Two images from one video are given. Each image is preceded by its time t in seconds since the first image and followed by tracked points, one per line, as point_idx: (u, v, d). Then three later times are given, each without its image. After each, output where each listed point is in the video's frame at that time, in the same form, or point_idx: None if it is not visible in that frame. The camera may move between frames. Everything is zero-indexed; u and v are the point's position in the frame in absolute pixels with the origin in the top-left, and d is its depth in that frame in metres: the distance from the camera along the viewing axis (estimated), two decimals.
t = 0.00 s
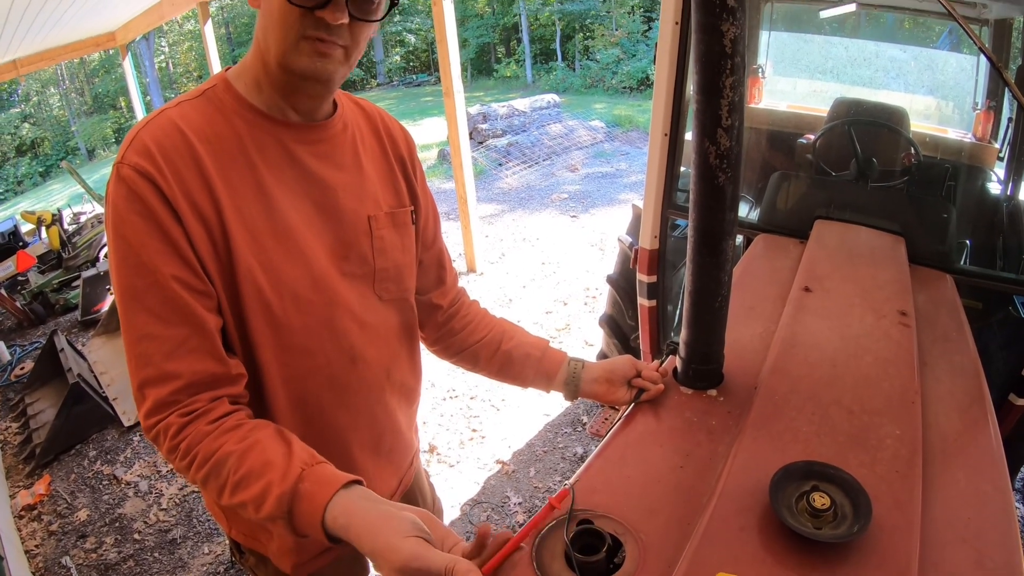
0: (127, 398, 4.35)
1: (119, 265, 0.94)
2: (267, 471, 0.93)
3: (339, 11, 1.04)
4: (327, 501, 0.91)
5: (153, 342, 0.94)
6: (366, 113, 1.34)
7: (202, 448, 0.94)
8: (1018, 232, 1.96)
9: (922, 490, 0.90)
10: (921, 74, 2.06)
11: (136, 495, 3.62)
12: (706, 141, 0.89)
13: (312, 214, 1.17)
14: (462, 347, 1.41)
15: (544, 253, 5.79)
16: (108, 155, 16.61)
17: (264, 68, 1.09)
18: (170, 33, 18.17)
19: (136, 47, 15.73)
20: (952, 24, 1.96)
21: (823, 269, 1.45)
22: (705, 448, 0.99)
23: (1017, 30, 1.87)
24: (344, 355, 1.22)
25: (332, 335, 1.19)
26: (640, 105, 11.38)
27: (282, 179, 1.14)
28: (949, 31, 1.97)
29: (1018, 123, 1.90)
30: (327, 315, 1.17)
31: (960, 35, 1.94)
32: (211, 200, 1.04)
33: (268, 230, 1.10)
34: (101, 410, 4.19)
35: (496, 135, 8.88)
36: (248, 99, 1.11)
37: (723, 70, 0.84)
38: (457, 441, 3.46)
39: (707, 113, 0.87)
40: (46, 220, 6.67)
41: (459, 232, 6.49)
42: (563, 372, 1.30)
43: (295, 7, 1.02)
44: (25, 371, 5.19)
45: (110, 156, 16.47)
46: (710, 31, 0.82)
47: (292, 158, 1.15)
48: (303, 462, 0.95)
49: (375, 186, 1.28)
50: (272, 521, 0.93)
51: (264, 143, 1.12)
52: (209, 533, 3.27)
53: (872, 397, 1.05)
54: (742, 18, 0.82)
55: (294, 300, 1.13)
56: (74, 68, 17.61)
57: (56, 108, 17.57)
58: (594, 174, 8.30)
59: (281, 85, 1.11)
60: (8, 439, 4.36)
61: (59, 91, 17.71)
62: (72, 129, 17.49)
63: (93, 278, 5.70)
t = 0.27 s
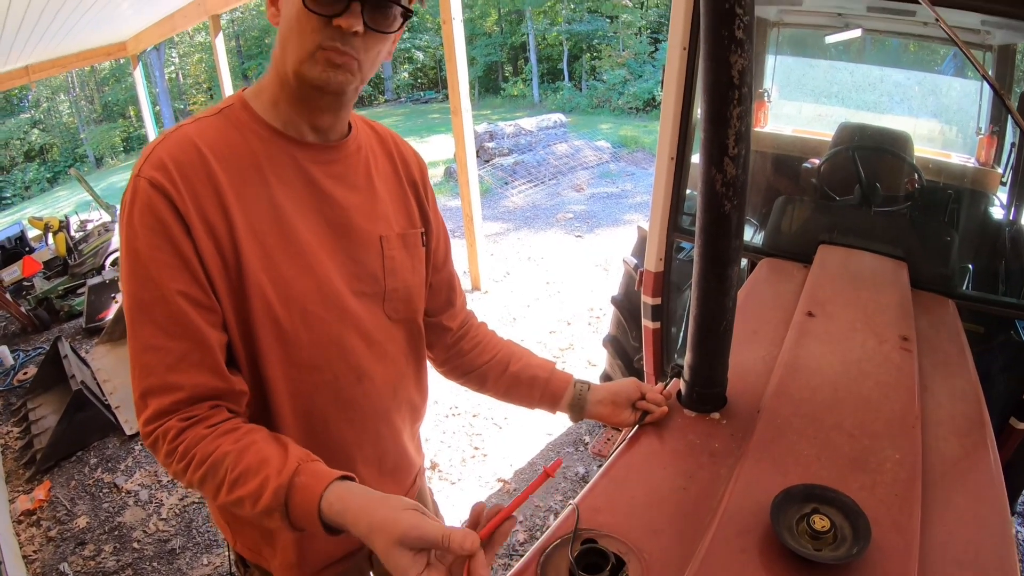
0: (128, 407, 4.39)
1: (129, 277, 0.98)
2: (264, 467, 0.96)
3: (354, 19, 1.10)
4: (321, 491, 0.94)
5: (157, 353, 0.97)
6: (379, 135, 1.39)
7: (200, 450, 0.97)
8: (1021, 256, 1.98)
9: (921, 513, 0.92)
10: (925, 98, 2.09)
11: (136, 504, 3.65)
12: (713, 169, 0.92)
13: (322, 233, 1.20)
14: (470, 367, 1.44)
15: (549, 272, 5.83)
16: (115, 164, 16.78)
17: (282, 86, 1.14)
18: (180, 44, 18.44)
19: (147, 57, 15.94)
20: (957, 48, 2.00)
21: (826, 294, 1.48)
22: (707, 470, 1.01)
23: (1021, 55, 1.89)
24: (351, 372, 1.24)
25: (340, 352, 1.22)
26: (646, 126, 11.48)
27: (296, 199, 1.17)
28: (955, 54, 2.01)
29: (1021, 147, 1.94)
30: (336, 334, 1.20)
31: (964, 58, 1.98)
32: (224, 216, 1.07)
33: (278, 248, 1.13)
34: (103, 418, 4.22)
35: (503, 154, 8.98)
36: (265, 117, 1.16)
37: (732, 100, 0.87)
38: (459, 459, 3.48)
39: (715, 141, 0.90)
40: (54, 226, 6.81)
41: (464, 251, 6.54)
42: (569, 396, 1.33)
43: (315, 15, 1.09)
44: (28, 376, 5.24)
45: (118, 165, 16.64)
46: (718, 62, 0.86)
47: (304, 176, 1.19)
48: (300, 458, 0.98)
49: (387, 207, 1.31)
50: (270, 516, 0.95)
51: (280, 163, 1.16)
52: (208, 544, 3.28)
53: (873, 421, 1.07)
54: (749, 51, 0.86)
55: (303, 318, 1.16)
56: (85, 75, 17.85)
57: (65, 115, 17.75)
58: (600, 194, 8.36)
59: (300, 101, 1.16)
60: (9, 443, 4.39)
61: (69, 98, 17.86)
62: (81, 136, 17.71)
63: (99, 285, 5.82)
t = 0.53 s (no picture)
0: (133, 415, 4.42)
1: (150, 290, 1.01)
2: (322, 443, 1.02)
3: (396, 71, 1.11)
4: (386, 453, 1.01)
5: (185, 356, 1.01)
6: (387, 155, 1.43)
7: (255, 439, 1.01)
8: None
9: (921, 532, 0.94)
10: (930, 118, 2.14)
11: (139, 513, 3.68)
12: (718, 193, 0.95)
13: (332, 250, 1.24)
14: (478, 384, 1.47)
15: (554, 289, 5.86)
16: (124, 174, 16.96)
17: (298, 111, 1.18)
18: (191, 55, 18.69)
19: (158, 68, 16.16)
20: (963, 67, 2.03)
21: (829, 314, 1.51)
22: (710, 488, 1.03)
23: None
24: (361, 387, 1.27)
25: (349, 367, 1.24)
26: (653, 143, 11.55)
27: (307, 216, 1.21)
28: (960, 73, 2.04)
29: None
30: (345, 350, 1.23)
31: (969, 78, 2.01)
32: (238, 233, 1.11)
33: (289, 263, 1.16)
34: (108, 426, 4.26)
35: (510, 170, 9.05)
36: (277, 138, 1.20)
37: (736, 125, 0.90)
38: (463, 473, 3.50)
39: (720, 165, 0.93)
40: (62, 234, 6.86)
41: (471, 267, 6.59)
42: (575, 413, 1.35)
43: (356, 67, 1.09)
44: (34, 382, 5.28)
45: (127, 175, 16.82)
46: (722, 89, 0.89)
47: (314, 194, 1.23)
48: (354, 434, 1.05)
49: (394, 225, 1.35)
50: (334, 488, 0.99)
51: (292, 183, 1.20)
52: (211, 554, 3.30)
53: (873, 440, 1.10)
54: (754, 77, 0.89)
55: (312, 334, 1.19)
56: (97, 85, 18.09)
57: (75, 123, 17.95)
58: (606, 211, 8.40)
59: (316, 127, 1.19)
60: (14, 448, 4.43)
61: (80, 107, 18.05)
62: (91, 145, 17.92)
63: (107, 294, 5.91)
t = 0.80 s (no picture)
0: (137, 419, 4.44)
1: (157, 294, 1.01)
2: (345, 451, 1.02)
3: (396, 86, 1.13)
4: (412, 463, 1.00)
5: (204, 355, 1.00)
6: (387, 159, 1.44)
7: (276, 443, 1.01)
8: None
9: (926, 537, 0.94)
10: (935, 122, 2.13)
11: (142, 517, 3.68)
12: (722, 198, 0.95)
13: (334, 254, 1.24)
14: (482, 388, 1.47)
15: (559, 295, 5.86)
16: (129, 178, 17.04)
17: (299, 116, 1.19)
18: (197, 61, 18.79)
19: (164, 74, 16.24)
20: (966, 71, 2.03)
21: (834, 320, 1.50)
22: (714, 493, 1.03)
23: None
24: (364, 390, 1.28)
25: (351, 370, 1.25)
26: (657, 150, 11.54)
27: (309, 221, 1.22)
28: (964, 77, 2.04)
29: None
30: (348, 352, 1.23)
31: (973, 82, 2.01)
32: (241, 238, 1.12)
33: (292, 267, 1.17)
34: (112, 430, 4.27)
35: (515, 177, 9.06)
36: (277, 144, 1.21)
37: (740, 131, 0.91)
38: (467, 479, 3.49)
39: (724, 172, 0.94)
40: (68, 239, 6.89)
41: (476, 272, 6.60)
42: (580, 418, 1.35)
43: (359, 84, 1.10)
44: (38, 385, 5.30)
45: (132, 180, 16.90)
46: (726, 94, 0.89)
47: (314, 199, 1.23)
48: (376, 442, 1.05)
49: (395, 229, 1.36)
50: (357, 498, 0.99)
51: (294, 187, 1.21)
52: (214, 559, 3.30)
53: (878, 445, 1.09)
54: (758, 83, 0.89)
55: (316, 337, 1.19)
56: (103, 90, 18.20)
57: (81, 128, 18.07)
58: (611, 218, 8.40)
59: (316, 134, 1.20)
60: (18, 451, 4.45)
61: (86, 112, 18.14)
62: (96, 150, 18.02)
63: (112, 299, 5.97)
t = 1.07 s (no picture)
0: (139, 421, 4.44)
1: (155, 300, 1.02)
2: (331, 463, 1.03)
3: (429, 93, 1.17)
4: (396, 474, 1.02)
5: (195, 370, 1.01)
6: (392, 163, 1.43)
7: (263, 458, 1.02)
8: None
9: (930, 540, 0.94)
10: (937, 124, 2.13)
11: (144, 519, 3.68)
12: (726, 200, 0.95)
13: (338, 257, 1.24)
14: (485, 391, 1.47)
15: (561, 297, 5.86)
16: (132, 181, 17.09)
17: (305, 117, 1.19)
18: (200, 64, 18.84)
19: (166, 76, 16.28)
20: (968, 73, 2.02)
21: (837, 322, 1.50)
22: (717, 496, 1.03)
23: None
24: (366, 394, 1.27)
25: (355, 375, 1.25)
26: (659, 153, 11.55)
27: (313, 224, 1.22)
28: (966, 79, 2.03)
29: None
30: (351, 356, 1.23)
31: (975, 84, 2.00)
32: (243, 242, 1.12)
33: (295, 270, 1.17)
34: (114, 432, 4.27)
35: (517, 179, 9.08)
36: (282, 146, 1.21)
37: (743, 132, 0.91)
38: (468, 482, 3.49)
39: (727, 173, 0.94)
40: (71, 241, 6.90)
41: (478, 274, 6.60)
42: (582, 422, 1.35)
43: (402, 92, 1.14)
44: (40, 387, 5.31)
45: (134, 182, 16.93)
46: (730, 96, 0.89)
47: (319, 202, 1.23)
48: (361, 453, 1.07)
49: (398, 231, 1.36)
50: (343, 510, 1.01)
51: (297, 189, 1.21)
52: (216, 562, 3.30)
53: (882, 448, 1.09)
54: (760, 84, 0.89)
55: (319, 340, 1.19)
56: (105, 93, 18.25)
57: (84, 131, 18.12)
58: (613, 220, 8.39)
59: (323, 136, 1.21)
60: (20, 453, 4.45)
61: (88, 115, 18.18)
62: (99, 152, 18.06)
63: (113, 301, 5.98)
